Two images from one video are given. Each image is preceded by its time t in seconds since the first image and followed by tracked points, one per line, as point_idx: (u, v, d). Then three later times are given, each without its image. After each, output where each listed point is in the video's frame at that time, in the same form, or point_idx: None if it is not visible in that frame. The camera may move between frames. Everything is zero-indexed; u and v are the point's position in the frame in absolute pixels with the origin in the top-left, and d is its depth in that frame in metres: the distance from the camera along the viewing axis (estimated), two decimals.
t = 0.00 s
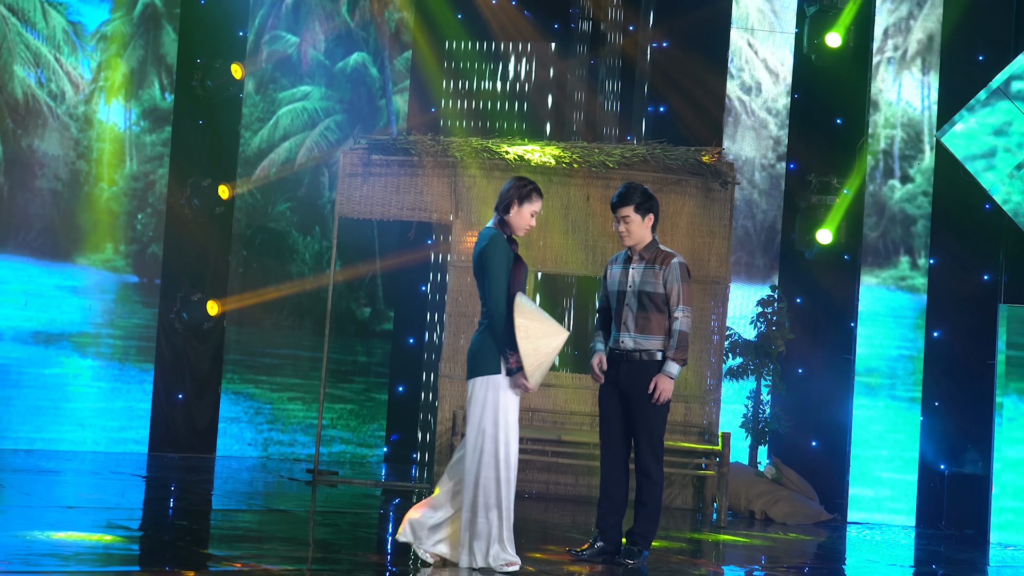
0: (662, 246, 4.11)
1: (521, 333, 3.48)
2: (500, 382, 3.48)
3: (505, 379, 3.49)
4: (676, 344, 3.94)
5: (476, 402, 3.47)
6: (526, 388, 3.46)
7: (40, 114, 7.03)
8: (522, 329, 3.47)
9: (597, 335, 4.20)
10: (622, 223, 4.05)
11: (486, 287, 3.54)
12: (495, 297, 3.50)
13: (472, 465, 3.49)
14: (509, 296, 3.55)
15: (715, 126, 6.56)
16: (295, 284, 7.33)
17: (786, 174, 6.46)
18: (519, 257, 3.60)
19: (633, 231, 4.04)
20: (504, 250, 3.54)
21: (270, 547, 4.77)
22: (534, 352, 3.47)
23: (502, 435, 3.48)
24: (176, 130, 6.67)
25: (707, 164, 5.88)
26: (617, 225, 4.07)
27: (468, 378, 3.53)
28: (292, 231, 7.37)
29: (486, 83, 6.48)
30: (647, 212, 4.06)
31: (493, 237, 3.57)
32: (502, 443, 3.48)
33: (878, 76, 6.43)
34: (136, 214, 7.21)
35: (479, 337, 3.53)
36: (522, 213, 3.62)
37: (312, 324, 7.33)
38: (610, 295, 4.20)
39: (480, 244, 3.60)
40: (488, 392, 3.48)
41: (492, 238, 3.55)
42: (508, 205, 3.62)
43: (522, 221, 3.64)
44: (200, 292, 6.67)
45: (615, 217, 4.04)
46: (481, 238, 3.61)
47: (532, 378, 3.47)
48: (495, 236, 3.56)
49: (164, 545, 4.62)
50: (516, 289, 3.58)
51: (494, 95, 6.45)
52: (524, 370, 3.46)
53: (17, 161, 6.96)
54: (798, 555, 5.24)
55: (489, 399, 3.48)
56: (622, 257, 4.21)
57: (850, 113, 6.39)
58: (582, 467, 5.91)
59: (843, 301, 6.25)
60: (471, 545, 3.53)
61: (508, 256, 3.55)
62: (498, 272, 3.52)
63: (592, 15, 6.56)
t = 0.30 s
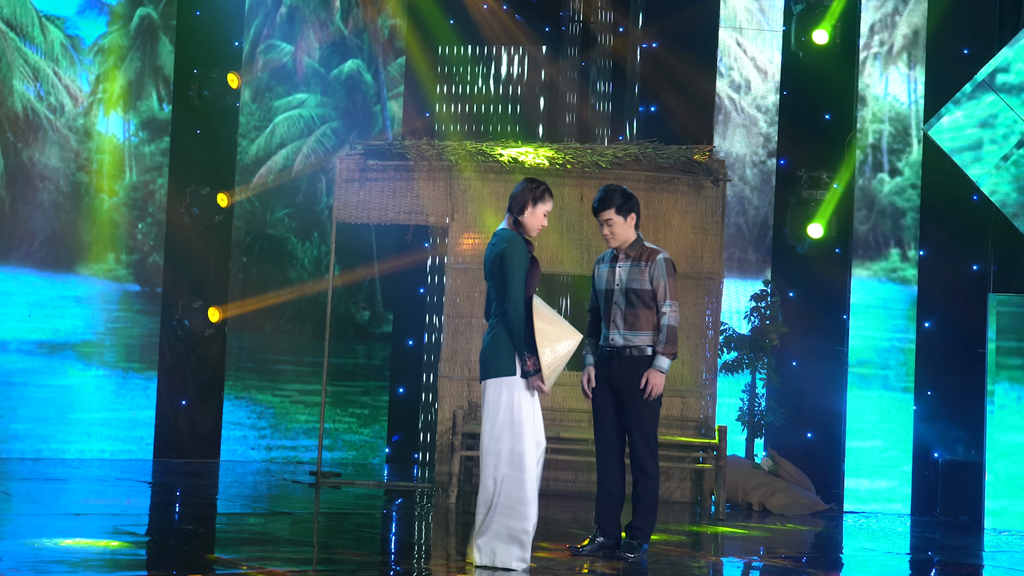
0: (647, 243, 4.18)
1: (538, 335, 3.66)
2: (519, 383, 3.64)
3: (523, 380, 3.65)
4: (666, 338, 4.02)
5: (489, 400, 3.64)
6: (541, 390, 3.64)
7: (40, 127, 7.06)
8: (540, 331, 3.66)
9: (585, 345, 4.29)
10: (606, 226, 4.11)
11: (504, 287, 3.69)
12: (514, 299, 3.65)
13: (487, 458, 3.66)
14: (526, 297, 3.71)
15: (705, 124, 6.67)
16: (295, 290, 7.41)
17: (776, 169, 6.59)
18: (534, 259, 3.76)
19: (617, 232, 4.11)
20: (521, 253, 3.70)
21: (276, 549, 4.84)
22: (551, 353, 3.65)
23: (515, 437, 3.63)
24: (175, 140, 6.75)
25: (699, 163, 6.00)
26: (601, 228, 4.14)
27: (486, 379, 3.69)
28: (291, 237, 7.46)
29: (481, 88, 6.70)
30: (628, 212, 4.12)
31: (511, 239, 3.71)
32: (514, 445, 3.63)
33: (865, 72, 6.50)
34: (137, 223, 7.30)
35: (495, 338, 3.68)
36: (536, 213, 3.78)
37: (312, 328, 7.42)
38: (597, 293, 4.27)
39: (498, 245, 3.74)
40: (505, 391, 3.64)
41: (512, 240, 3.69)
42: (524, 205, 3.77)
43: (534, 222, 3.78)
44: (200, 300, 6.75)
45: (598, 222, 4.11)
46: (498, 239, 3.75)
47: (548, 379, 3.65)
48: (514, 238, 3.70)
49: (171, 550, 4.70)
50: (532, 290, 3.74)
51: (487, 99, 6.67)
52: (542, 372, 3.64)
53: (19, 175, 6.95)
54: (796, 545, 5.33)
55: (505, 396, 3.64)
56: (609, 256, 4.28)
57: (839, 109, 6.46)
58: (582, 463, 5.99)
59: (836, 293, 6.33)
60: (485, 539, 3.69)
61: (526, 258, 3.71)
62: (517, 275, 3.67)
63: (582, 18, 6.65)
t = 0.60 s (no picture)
0: (626, 240, 4.25)
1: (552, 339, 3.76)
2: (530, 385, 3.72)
3: (533, 383, 3.73)
4: (648, 334, 4.09)
5: (496, 399, 3.73)
6: (550, 394, 3.73)
7: (37, 140, 7.11)
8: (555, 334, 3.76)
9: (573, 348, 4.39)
10: (585, 228, 4.19)
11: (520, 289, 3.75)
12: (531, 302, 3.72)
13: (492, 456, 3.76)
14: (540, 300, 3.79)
15: (693, 124, 6.77)
16: (294, 295, 7.51)
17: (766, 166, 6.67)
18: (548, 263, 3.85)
19: (596, 233, 4.19)
20: (538, 256, 3.78)
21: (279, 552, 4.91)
22: (564, 356, 3.78)
23: (520, 439, 3.73)
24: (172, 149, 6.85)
25: (689, 159, 6.08)
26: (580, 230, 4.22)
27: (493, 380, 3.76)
28: (288, 243, 7.56)
29: (471, 91, 6.72)
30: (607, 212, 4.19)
31: (529, 242, 3.79)
32: (519, 446, 3.73)
33: (851, 68, 6.62)
34: (136, 232, 7.36)
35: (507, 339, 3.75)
36: (550, 216, 3.89)
37: (311, 332, 7.52)
38: (580, 293, 4.36)
39: (515, 247, 3.81)
40: (513, 391, 3.74)
41: (530, 243, 3.77)
42: (540, 207, 3.86)
43: (548, 224, 3.88)
44: (200, 307, 6.84)
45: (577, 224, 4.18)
46: (516, 240, 3.82)
47: (557, 382, 3.74)
48: (532, 241, 3.78)
49: (175, 555, 4.77)
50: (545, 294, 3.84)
51: (478, 102, 6.70)
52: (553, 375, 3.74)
53: (19, 188, 7.00)
54: (792, 536, 5.41)
55: (512, 396, 3.73)
56: (590, 255, 4.36)
57: (826, 105, 6.53)
58: (579, 460, 6.06)
59: (828, 286, 6.39)
60: (489, 535, 3.78)
61: (542, 262, 3.79)
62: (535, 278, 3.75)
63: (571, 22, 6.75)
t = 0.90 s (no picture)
0: (606, 240, 4.41)
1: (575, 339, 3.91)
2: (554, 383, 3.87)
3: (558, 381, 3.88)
4: (626, 332, 4.25)
5: (515, 396, 3.87)
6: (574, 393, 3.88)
7: (36, 152, 7.13)
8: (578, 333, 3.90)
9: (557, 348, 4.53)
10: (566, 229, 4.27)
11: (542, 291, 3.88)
12: (553, 303, 3.86)
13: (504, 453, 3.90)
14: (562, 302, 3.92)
15: (681, 122, 6.89)
16: (292, 300, 7.60)
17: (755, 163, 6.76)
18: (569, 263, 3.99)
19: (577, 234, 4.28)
20: (559, 258, 3.91)
21: (281, 553, 4.99)
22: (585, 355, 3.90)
23: (533, 439, 3.85)
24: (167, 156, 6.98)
25: (678, 159, 6.19)
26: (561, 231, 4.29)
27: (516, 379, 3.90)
28: (285, 249, 7.62)
29: (463, 95, 6.83)
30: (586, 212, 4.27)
31: (550, 244, 3.93)
32: (530, 446, 3.85)
33: (837, 64, 6.67)
34: (134, 241, 7.47)
35: (530, 340, 3.89)
36: (569, 217, 4.03)
37: (310, 338, 7.58)
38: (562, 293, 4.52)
39: (536, 250, 3.94)
40: (536, 389, 3.86)
41: (550, 246, 3.90)
42: (559, 209, 4.00)
43: (567, 225, 4.03)
44: (199, 313, 6.93)
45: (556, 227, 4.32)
46: (536, 243, 3.95)
47: (581, 381, 3.89)
48: (552, 243, 3.92)
49: (180, 559, 4.85)
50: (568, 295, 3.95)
51: (471, 106, 6.80)
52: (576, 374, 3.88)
53: (18, 200, 7.02)
54: (788, 527, 5.49)
55: (534, 395, 3.85)
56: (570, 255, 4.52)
57: (812, 101, 6.64)
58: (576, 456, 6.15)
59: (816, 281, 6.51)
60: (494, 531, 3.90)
61: (563, 263, 3.92)
62: (556, 280, 3.88)
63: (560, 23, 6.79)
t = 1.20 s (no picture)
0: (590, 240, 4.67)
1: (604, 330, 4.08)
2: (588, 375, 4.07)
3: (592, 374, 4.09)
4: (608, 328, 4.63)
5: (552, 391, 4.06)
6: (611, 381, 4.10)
7: (35, 165, 7.09)
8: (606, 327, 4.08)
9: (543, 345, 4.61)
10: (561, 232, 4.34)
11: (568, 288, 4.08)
12: (578, 298, 4.06)
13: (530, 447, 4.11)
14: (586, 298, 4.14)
15: (672, 123, 6.95)
16: (290, 305, 7.68)
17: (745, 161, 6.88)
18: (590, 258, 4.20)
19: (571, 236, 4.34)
20: (579, 254, 4.11)
21: (285, 555, 5.08)
22: (615, 346, 4.07)
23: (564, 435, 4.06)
24: (167, 169, 7.06)
25: (669, 159, 6.23)
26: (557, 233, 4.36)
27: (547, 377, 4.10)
28: (283, 255, 7.70)
29: (455, 99, 7.20)
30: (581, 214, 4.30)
31: (570, 242, 4.13)
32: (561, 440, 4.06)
33: (823, 62, 6.67)
34: (134, 250, 7.37)
35: (560, 336, 4.08)
36: (584, 213, 4.23)
37: (308, 342, 7.71)
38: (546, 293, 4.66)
39: (558, 249, 4.14)
40: (571, 382, 4.05)
41: (570, 244, 4.11)
42: (574, 207, 4.21)
43: (583, 221, 4.23)
44: (200, 320, 7.02)
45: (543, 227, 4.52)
46: (556, 243, 4.15)
47: (614, 371, 4.11)
48: (572, 241, 4.12)
49: (186, 563, 4.93)
50: (591, 291, 4.17)
51: (462, 110, 7.18)
52: (609, 365, 4.08)
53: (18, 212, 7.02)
54: (783, 518, 5.58)
55: (568, 389, 4.05)
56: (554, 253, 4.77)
57: (799, 98, 6.75)
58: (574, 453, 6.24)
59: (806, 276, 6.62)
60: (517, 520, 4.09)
61: (583, 260, 4.12)
62: (578, 276, 4.08)
63: (549, 27, 7.07)
